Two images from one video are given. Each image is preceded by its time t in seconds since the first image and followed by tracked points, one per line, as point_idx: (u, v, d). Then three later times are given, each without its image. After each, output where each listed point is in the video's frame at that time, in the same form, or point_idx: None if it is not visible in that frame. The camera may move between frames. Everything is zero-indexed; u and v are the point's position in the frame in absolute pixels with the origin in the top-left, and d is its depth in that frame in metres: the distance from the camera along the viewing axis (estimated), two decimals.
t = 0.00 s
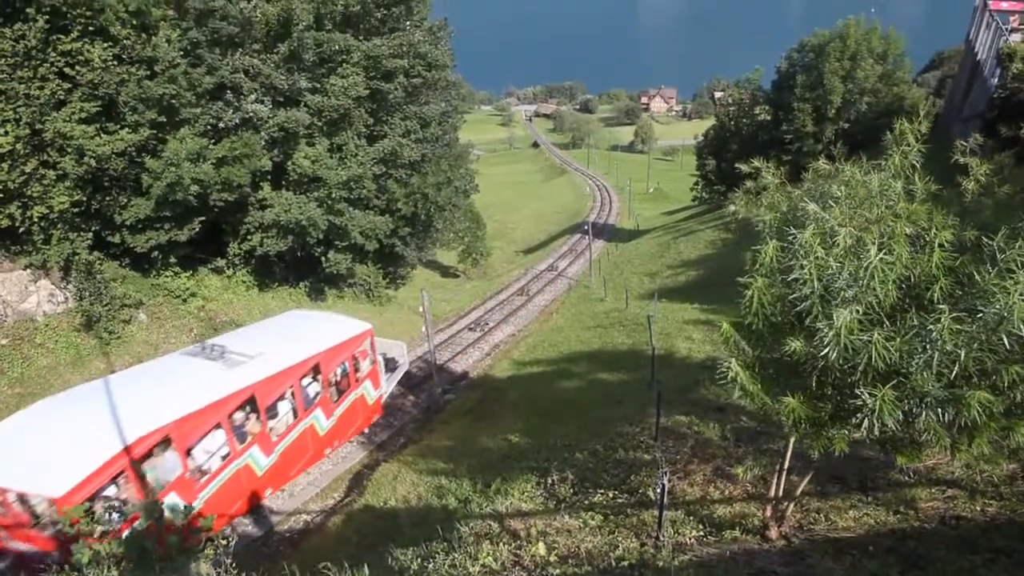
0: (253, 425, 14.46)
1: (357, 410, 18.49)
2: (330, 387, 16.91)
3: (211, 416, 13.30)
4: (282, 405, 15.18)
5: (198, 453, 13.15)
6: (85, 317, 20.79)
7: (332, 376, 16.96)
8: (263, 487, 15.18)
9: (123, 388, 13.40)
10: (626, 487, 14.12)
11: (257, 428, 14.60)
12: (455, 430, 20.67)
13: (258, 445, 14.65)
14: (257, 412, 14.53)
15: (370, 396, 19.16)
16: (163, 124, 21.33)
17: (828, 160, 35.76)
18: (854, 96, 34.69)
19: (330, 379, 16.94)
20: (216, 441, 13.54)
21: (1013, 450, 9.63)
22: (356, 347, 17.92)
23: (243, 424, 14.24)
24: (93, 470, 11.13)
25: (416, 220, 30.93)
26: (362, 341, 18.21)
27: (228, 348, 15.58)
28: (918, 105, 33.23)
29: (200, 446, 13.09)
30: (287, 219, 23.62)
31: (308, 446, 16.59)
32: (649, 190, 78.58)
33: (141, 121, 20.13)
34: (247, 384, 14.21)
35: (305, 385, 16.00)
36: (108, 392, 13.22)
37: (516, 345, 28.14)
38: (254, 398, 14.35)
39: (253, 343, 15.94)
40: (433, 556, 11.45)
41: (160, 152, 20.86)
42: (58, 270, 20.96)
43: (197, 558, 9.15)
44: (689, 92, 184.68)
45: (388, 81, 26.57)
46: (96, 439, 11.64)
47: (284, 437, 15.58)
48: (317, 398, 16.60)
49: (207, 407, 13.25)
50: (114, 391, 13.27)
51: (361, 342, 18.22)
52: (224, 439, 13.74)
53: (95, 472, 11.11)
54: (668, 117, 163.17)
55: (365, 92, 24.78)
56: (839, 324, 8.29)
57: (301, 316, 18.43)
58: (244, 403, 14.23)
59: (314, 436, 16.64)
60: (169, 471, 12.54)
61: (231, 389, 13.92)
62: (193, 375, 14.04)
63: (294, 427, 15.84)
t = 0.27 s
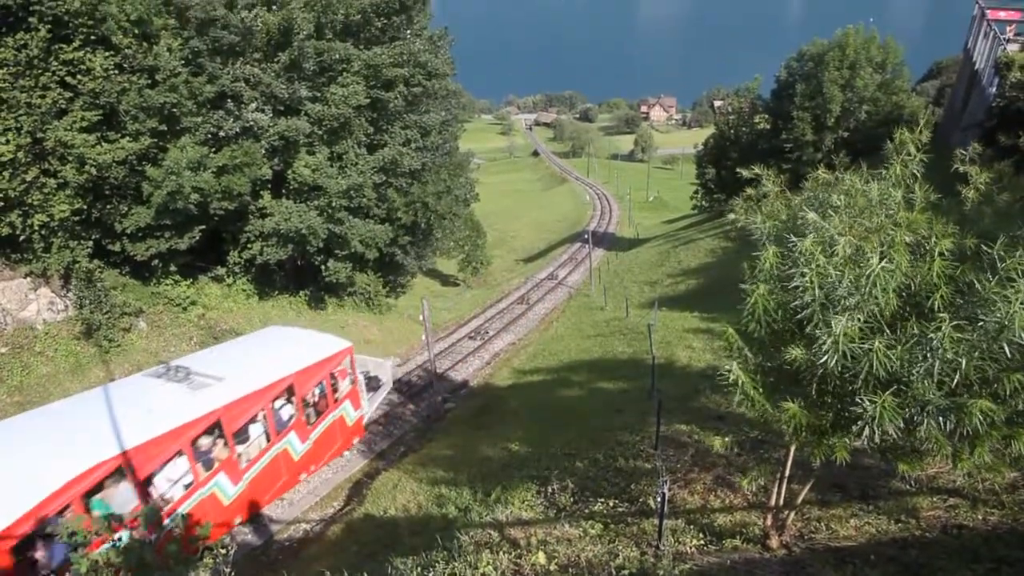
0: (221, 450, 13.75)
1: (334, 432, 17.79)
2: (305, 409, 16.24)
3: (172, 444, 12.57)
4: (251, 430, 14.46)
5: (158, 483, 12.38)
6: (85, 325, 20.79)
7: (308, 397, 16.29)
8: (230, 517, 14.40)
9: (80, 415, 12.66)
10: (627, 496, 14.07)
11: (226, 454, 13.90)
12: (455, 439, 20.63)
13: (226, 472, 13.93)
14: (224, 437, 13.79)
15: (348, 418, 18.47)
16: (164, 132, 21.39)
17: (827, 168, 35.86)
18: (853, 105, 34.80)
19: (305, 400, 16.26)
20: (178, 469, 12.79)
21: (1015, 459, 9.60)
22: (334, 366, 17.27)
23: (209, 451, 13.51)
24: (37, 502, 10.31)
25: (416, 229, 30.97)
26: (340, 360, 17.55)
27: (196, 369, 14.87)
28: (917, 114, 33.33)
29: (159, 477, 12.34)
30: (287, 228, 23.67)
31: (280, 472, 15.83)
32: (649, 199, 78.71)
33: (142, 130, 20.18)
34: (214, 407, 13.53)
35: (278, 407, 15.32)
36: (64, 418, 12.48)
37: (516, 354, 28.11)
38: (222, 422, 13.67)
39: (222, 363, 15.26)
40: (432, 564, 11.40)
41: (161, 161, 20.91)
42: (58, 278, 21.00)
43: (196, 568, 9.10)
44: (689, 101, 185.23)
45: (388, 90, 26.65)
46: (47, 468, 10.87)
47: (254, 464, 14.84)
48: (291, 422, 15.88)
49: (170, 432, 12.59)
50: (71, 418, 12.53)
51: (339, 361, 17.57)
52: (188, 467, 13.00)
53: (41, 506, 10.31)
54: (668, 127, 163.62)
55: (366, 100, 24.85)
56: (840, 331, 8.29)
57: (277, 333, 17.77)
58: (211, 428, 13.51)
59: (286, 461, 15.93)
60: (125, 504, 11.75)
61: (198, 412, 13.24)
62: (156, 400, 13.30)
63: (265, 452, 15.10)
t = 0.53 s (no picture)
0: (181, 478, 13.16)
1: (310, 453, 17.10)
2: (277, 431, 15.53)
3: (123, 476, 11.99)
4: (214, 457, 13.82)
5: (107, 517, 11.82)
6: (84, 332, 20.76)
7: (281, 418, 15.59)
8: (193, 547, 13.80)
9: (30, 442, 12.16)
10: (627, 503, 14.03)
11: (187, 482, 13.29)
12: (455, 446, 20.59)
13: (188, 500, 13.32)
14: (184, 466, 13.18)
15: (326, 438, 17.76)
16: (164, 139, 21.38)
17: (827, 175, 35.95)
18: (852, 112, 34.88)
19: (278, 422, 15.57)
20: (132, 500, 12.22)
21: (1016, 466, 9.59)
22: (311, 385, 16.53)
23: (167, 481, 12.89)
24: None
25: (416, 236, 31.01)
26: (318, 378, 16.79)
27: (161, 390, 14.28)
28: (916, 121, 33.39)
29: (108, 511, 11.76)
30: (287, 235, 23.70)
31: (250, 498, 15.18)
32: (648, 206, 78.79)
33: (142, 137, 20.19)
34: (172, 434, 12.92)
35: (247, 430, 14.63)
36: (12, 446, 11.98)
37: (516, 361, 28.09)
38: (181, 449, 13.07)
39: (190, 384, 14.63)
40: (432, 572, 11.36)
41: (161, 168, 20.94)
42: (58, 284, 21.01)
43: None
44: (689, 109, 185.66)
45: (389, 97, 26.70)
46: None
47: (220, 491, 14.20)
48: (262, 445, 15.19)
49: (122, 462, 12.01)
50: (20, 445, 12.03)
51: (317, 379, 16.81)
52: (142, 499, 12.41)
53: None
54: (668, 134, 163.93)
55: (366, 107, 24.87)
56: (842, 338, 8.30)
57: (254, 348, 17.10)
58: (168, 457, 12.90)
59: (257, 486, 15.25)
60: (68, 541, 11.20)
61: (154, 440, 12.66)
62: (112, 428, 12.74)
63: (233, 479, 14.45)
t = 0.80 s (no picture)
0: (139, 513, 12.23)
1: (284, 481, 16.17)
2: (247, 460, 14.61)
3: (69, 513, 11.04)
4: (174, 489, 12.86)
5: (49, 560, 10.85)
6: (84, 344, 20.73)
7: (251, 446, 14.70)
8: None
9: None
10: (627, 516, 13.97)
11: (146, 518, 12.35)
12: (455, 459, 20.52)
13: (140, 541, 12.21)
14: (139, 500, 12.21)
15: (301, 466, 16.75)
16: (165, 151, 21.52)
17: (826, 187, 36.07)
18: (851, 124, 35.02)
19: (248, 449, 14.67)
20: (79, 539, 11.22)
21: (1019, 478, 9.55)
22: (284, 409, 15.65)
23: (120, 517, 11.92)
24: None
25: (416, 248, 31.07)
26: (291, 403, 15.87)
27: (118, 419, 13.38)
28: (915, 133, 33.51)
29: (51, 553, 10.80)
30: (287, 247, 23.73)
31: (217, 533, 14.13)
32: (648, 218, 78.94)
33: (143, 149, 20.21)
34: (127, 465, 12.03)
35: (213, 460, 13.72)
36: None
37: (516, 373, 28.05)
38: (138, 481, 12.17)
39: (151, 412, 13.76)
40: None
41: (162, 180, 20.99)
42: (58, 296, 21.03)
43: None
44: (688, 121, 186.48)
45: (389, 109, 26.79)
46: None
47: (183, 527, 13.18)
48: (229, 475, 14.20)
49: (68, 498, 11.08)
50: None
51: (291, 404, 15.89)
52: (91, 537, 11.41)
53: None
54: (667, 146, 164.52)
55: (366, 120, 24.72)
56: (843, 349, 8.29)
57: (225, 372, 16.24)
58: (121, 491, 11.93)
59: (223, 520, 14.17)
60: None
61: (106, 472, 11.76)
62: (60, 462, 11.84)
63: (198, 512, 13.44)
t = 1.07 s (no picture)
0: (86, 556, 11.09)
1: (254, 513, 15.07)
2: (211, 494, 13.52)
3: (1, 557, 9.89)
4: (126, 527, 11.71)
5: None
6: (83, 357, 20.70)
7: (217, 476, 13.60)
8: None
9: None
10: (628, 529, 13.89)
11: (95, 561, 11.21)
12: (455, 472, 20.44)
13: None
14: (84, 540, 11.05)
15: (272, 497, 15.64)
16: (166, 164, 21.65)
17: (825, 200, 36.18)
18: (850, 136, 35.16)
19: (214, 480, 13.58)
20: None
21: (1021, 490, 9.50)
22: (254, 437, 14.59)
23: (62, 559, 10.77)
24: None
25: (416, 260, 31.11)
26: (262, 430, 14.81)
27: (68, 447, 12.29)
28: (914, 146, 33.63)
29: None
30: (287, 259, 23.76)
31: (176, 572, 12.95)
32: (648, 231, 79.07)
33: (144, 162, 20.28)
34: (72, 503, 10.94)
35: (172, 494, 12.62)
36: None
37: (516, 386, 27.99)
38: (84, 520, 11.06)
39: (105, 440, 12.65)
40: None
41: (162, 193, 21.05)
42: (58, 308, 21.03)
43: None
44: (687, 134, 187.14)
45: (390, 122, 26.91)
46: None
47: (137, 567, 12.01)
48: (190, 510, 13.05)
49: None
50: None
51: (261, 431, 14.83)
52: None
53: None
54: (667, 159, 165.05)
55: (367, 133, 24.79)
56: (844, 362, 8.27)
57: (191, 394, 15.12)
58: (64, 531, 10.80)
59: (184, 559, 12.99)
60: None
61: (47, 511, 10.63)
62: None
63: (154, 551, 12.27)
